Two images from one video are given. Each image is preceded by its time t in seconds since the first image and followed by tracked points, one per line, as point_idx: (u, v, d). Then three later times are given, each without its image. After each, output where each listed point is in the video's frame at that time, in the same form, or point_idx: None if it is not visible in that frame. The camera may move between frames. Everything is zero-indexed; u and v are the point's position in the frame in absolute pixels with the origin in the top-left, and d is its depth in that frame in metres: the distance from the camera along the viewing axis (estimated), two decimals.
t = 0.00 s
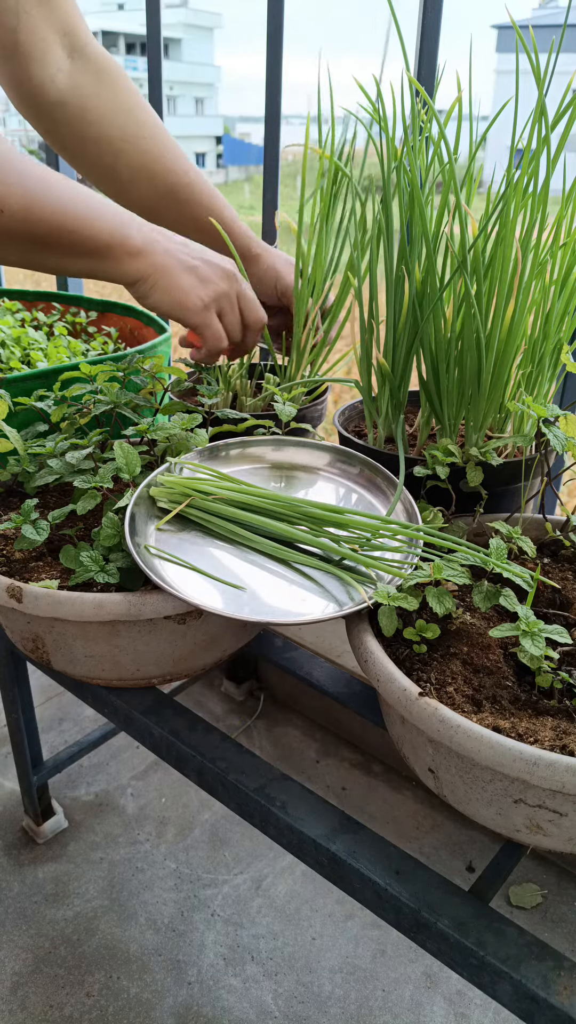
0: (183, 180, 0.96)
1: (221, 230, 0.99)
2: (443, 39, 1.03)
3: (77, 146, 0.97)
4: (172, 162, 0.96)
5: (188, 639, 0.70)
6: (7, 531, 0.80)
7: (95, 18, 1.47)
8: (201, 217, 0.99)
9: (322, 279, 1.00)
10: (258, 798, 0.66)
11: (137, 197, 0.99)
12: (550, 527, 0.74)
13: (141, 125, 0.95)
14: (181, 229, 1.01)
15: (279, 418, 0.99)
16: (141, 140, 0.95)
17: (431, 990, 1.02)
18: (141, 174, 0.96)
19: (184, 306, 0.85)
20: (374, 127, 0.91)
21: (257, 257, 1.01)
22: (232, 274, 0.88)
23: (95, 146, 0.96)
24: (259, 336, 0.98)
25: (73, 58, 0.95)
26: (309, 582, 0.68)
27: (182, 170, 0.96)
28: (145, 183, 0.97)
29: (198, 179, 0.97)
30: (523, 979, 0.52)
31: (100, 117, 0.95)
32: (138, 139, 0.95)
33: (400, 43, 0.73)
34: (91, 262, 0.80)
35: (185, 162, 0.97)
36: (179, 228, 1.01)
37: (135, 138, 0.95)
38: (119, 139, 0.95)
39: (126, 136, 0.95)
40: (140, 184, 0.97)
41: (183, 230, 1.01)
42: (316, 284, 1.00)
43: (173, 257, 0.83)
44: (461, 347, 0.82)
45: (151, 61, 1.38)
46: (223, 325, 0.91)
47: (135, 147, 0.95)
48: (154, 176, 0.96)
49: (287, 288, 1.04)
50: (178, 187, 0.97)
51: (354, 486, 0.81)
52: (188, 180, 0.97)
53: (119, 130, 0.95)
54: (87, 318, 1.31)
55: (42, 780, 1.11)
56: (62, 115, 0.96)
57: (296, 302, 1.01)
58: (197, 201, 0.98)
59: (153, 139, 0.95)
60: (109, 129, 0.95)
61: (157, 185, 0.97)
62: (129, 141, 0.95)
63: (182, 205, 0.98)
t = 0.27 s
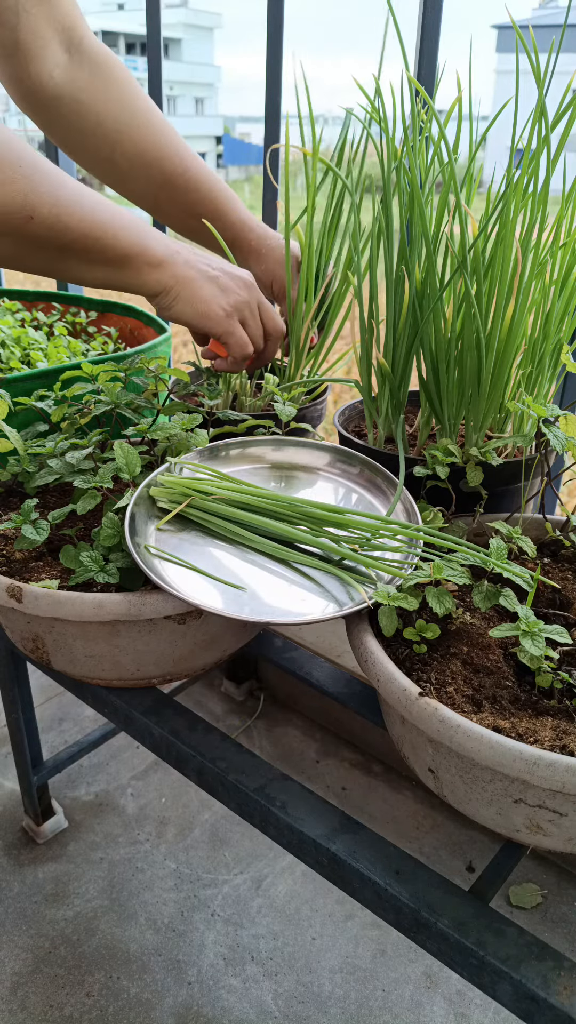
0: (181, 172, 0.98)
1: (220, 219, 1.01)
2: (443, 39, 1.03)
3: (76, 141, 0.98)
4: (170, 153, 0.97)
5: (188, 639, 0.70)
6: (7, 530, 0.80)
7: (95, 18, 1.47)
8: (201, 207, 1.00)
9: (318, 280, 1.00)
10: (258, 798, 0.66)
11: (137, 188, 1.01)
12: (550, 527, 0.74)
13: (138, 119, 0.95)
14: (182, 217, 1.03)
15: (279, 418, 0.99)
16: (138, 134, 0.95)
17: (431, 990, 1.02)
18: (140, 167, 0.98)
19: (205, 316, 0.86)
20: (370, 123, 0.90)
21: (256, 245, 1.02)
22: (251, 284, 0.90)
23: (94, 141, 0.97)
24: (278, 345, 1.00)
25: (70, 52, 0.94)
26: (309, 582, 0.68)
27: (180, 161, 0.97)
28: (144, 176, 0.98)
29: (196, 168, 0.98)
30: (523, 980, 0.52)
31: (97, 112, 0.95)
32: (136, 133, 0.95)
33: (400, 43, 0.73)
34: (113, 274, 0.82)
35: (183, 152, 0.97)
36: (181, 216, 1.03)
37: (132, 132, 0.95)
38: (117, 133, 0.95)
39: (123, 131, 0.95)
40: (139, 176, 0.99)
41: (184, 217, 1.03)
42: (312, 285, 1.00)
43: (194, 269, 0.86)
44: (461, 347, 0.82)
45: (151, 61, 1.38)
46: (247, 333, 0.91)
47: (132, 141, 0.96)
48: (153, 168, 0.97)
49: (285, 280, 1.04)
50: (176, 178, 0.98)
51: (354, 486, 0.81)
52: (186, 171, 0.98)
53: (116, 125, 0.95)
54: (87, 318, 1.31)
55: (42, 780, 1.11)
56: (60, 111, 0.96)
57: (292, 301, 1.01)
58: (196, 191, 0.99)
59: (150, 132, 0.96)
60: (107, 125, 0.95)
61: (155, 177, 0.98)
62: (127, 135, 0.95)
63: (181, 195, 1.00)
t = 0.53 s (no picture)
0: (179, 171, 0.97)
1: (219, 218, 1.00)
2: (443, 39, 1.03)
3: (75, 141, 0.98)
4: (168, 153, 0.97)
5: (188, 639, 0.70)
6: (7, 531, 0.80)
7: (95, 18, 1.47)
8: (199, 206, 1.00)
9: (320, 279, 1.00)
10: (258, 798, 0.66)
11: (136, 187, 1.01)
12: (550, 527, 0.74)
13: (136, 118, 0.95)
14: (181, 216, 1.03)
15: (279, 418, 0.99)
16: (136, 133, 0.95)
17: (431, 990, 1.02)
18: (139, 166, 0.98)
19: (223, 315, 0.86)
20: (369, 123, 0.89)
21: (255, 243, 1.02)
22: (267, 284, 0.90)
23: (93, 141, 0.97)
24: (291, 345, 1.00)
25: (68, 52, 0.94)
26: (309, 582, 0.68)
27: (178, 160, 0.97)
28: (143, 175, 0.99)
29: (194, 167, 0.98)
30: (523, 980, 0.52)
31: (95, 113, 0.95)
32: (134, 133, 0.95)
33: (399, 43, 0.73)
34: (131, 276, 0.81)
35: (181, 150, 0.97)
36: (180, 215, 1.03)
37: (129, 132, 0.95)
38: (115, 133, 0.96)
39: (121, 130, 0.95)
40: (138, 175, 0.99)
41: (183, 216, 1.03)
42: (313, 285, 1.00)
43: (211, 269, 0.86)
44: (461, 347, 0.82)
45: (151, 61, 1.38)
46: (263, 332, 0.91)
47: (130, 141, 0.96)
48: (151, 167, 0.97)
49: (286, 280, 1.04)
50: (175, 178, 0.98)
51: (354, 486, 0.81)
52: (184, 170, 0.98)
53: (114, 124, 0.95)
54: (87, 318, 1.31)
55: (42, 780, 1.11)
56: (58, 111, 0.96)
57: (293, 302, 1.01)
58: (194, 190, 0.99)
59: (148, 131, 0.96)
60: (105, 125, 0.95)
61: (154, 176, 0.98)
62: (125, 135, 0.96)
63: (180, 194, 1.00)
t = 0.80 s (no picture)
0: (178, 170, 0.97)
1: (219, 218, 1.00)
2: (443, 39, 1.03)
3: (75, 140, 0.98)
4: (167, 152, 0.97)
5: (188, 639, 0.70)
6: (7, 530, 0.80)
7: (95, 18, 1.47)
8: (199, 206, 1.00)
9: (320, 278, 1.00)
10: (258, 798, 0.66)
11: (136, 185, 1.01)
12: (549, 527, 0.74)
13: (135, 118, 0.96)
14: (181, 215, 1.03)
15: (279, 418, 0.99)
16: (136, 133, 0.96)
17: (431, 990, 1.02)
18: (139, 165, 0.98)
19: (205, 306, 0.86)
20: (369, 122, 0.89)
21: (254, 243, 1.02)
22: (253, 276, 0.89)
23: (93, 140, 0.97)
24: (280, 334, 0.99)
25: (67, 52, 0.95)
26: (309, 582, 0.68)
27: (177, 160, 0.97)
28: (142, 174, 0.99)
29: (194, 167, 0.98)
30: (523, 980, 0.52)
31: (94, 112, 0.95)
32: (133, 133, 0.96)
33: (400, 43, 0.73)
34: (113, 267, 0.82)
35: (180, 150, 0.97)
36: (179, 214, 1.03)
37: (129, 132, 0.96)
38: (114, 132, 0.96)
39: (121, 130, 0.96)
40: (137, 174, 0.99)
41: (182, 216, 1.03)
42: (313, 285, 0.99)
43: (195, 260, 0.85)
44: (461, 347, 0.82)
45: (151, 62, 1.38)
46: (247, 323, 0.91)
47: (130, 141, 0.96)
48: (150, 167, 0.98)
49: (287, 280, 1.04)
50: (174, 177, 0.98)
51: (354, 486, 0.81)
52: (183, 170, 0.98)
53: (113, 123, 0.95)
54: (87, 318, 1.31)
55: (42, 780, 1.11)
56: (57, 110, 0.97)
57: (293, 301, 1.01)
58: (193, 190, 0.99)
59: (147, 131, 0.96)
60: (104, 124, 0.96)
61: (153, 176, 0.98)
62: (124, 134, 0.96)
63: (179, 193, 1.00)
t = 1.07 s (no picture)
0: (174, 170, 0.97)
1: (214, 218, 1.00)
2: (443, 39, 1.03)
3: (71, 141, 0.99)
4: (162, 153, 0.97)
5: (188, 639, 0.70)
6: (7, 530, 0.80)
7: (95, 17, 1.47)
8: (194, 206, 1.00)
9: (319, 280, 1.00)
10: (258, 798, 0.66)
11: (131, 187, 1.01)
12: (550, 527, 0.74)
13: (131, 119, 0.96)
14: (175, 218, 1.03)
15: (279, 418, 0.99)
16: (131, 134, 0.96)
17: (431, 990, 1.02)
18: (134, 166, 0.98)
19: (204, 309, 0.86)
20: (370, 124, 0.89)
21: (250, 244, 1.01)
22: (251, 279, 0.89)
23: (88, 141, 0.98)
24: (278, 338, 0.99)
25: (63, 53, 0.95)
26: (309, 582, 0.68)
27: (173, 161, 0.97)
28: (138, 175, 0.99)
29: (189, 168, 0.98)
30: (523, 980, 0.52)
31: (90, 113, 0.96)
32: (129, 134, 0.96)
33: (400, 43, 0.73)
34: (110, 268, 0.82)
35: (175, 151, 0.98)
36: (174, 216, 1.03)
37: (124, 132, 0.96)
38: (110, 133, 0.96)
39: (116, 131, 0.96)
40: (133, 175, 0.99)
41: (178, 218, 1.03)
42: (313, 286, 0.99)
43: (194, 261, 0.85)
44: (461, 347, 0.82)
45: (151, 62, 1.38)
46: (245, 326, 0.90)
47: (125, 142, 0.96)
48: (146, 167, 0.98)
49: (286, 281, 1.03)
50: (170, 178, 0.98)
51: (354, 486, 0.81)
52: (178, 170, 0.98)
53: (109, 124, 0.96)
54: (87, 318, 1.31)
55: (42, 780, 1.11)
56: (54, 110, 0.97)
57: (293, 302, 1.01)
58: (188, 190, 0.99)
59: (143, 132, 0.96)
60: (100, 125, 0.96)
61: (148, 176, 0.98)
62: (120, 135, 0.96)
63: (174, 194, 0.99)
